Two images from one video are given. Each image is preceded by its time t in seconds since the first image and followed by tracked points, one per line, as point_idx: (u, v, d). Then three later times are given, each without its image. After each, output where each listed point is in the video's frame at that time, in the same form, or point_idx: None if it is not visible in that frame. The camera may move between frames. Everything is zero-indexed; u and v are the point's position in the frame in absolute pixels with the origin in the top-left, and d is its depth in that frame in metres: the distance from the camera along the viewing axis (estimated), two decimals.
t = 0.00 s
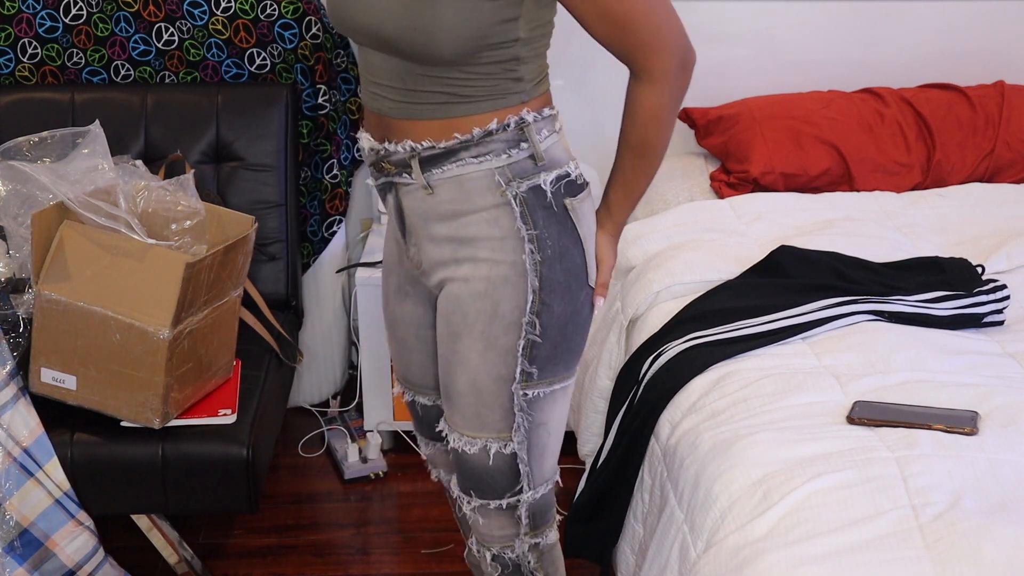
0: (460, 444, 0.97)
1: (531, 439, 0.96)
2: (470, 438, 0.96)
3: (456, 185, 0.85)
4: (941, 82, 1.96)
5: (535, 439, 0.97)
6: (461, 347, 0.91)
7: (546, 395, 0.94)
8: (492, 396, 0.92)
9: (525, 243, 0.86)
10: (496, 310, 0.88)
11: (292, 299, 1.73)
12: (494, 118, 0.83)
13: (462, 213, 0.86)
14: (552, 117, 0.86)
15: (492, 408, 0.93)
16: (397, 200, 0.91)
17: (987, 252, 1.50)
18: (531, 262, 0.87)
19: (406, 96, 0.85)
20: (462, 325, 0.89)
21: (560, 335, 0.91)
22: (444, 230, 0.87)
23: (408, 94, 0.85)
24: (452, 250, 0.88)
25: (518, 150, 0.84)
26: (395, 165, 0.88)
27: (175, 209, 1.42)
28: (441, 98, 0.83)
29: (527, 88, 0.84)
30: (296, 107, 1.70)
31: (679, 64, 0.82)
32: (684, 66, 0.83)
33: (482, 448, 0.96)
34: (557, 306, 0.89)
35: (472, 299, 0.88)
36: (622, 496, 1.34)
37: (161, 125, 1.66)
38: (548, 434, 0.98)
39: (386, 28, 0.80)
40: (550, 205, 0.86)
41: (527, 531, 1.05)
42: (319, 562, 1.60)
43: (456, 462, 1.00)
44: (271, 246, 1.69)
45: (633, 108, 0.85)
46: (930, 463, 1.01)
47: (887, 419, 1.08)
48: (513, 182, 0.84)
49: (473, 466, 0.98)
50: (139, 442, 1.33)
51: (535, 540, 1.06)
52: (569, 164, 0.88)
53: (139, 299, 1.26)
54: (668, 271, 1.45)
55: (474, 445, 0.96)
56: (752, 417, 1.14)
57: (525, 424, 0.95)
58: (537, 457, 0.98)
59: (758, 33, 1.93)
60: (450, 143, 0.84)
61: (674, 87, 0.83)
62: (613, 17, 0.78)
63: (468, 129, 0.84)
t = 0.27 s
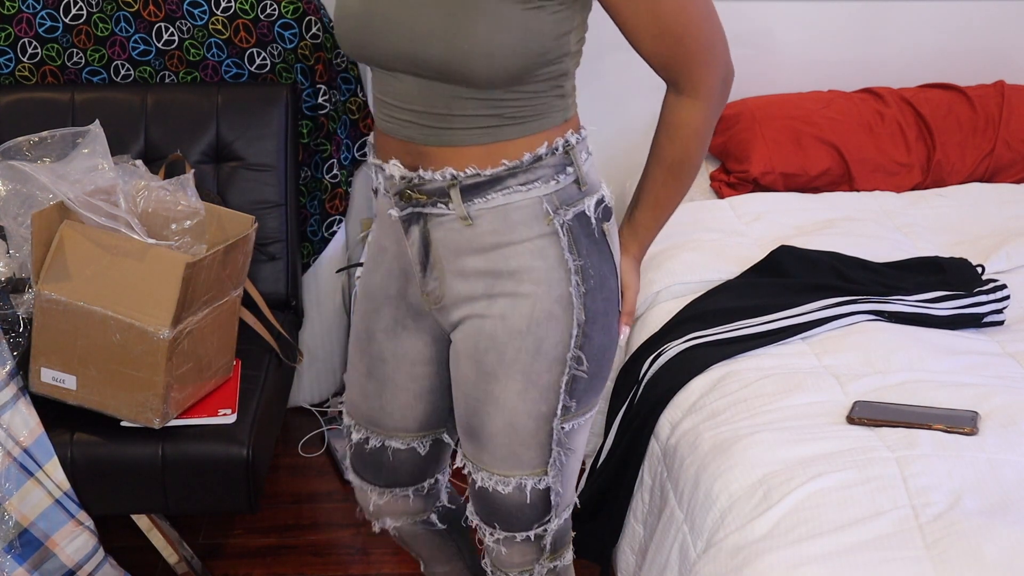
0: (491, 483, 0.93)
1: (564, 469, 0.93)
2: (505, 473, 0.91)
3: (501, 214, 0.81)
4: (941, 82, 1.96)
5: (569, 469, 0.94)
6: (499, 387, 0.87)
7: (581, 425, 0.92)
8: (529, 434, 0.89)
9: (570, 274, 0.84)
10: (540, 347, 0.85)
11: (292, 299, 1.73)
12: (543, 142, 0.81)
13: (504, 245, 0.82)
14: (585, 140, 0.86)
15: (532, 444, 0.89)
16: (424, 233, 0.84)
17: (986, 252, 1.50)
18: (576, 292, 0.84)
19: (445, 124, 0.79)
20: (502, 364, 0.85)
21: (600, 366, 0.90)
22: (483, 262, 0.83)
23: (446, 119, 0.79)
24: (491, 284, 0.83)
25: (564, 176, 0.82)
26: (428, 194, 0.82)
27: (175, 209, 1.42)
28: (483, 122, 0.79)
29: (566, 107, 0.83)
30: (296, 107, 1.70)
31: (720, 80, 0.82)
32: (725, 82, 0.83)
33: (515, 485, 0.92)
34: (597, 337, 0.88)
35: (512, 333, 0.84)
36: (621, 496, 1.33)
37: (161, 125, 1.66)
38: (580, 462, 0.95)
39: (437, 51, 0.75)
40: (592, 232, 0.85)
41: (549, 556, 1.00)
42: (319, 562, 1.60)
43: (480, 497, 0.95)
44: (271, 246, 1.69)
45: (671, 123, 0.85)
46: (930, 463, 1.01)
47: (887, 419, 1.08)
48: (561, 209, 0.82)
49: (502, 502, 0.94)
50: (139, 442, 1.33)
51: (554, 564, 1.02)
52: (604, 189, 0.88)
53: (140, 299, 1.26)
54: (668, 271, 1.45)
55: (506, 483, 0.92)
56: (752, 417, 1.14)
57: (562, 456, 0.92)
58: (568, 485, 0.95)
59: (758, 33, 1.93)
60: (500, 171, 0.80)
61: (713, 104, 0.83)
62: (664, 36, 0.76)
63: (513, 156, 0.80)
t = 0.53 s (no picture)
0: (512, 502, 0.88)
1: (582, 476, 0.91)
2: (528, 491, 0.88)
3: (530, 229, 0.79)
4: (941, 82, 1.96)
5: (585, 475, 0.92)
6: (526, 407, 0.84)
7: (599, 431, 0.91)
8: (555, 450, 0.86)
9: (593, 285, 0.84)
10: (569, 362, 0.84)
11: (292, 299, 1.73)
12: (566, 157, 0.81)
13: (532, 261, 0.80)
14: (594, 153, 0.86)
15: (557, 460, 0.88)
16: (445, 253, 0.80)
17: (986, 252, 1.50)
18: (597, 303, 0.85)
19: (474, 144, 0.76)
20: (530, 384, 0.83)
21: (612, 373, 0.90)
22: (509, 278, 0.80)
23: (472, 138, 0.76)
24: (517, 300, 0.81)
25: (585, 186, 0.83)
26: (455, 212, 0.78)
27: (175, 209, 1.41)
28: (511, 139, 0.77)
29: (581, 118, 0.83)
30: (296, 107, 1.70)
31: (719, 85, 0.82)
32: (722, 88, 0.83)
33: (538, 500, 0.89)
34: (612, 345, 0.88)
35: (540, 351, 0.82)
36: (621, 496, 1.33)
37: (161, 125, 1.66)
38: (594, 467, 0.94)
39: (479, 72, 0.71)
40: (606, 241, 0.86)
41: (558, 565, 0.96)
42: (319, 562, 1.60)
43: (496, 515, 0.91)
44: (271, 246, 1.69)
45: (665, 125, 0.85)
46: (930, 463, 1.01)
47: (887, 419, 1.08)
48: (585, 220, 0.83)
49: (522, 519, 0.90)
50: (139, 442, 1.33)
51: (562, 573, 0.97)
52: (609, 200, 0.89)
53: (140, 299, 1.26)
54: (668, 271, 1.45)
55: (529, 499, 0.88)
56: (752, 417, 1.14)
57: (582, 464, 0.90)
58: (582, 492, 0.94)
59: (759, 33, 1.93)
60: (532, 185, 0.79)
61: (711, 114, 0.84)
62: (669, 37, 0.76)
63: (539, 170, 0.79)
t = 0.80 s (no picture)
0: (511, 528, 0.85)
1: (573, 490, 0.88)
2: (524, 515, 0.84)
3: (518, 255, 0.75)
4: (941, 82, 1.96)
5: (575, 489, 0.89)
6: (523, 436, 0.80)
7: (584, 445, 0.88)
8: (550, 471, 0.83)
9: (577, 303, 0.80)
10: (562, 385, 0.80)
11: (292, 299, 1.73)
12: (544, 175, 0.77)
13: (520, 287, 0.75)
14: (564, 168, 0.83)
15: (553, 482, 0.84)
16: (434, 288, 0.73)
17: (986, 252, 1.50)
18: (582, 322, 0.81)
19: (463, 172, 0.71)
20: (526, 413, 0.79)
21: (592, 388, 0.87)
22: (498, 309, 0.75)
23: (465, 166, 0.71)
24: (505, 330, 0.76)
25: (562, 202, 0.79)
26: (441, 244, 0.72)
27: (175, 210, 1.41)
28: (502, 161, 0.72)
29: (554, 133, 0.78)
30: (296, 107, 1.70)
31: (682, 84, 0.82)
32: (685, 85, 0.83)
33: (535, 522, 0.85)
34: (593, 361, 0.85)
35: (532, 379, 0.78)
36: (623, 495, 1.33)
37: (161, 125, 1.66)
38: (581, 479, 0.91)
39: (473, 97, 0.66)
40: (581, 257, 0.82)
41: None
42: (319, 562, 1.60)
43: (490, 541, 0.87)
44: (271, 246, 1.69)
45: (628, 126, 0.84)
46: (930, 463, 1.01)
47: (887, 419, 1.08)
48: (567, 237, 0.79)
49: (518, 542, 0.86)
50: (139, 442, 1.33)
51: None
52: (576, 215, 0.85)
53: (140, 299, 1.26)
54: (668, 271, 1.45)
55: (527, 522, 0.85)
56: (753, 418, 1.14)
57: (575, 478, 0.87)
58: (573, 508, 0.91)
59: (759, 33, 1.93)
60: (517, 208, 0.74)
61: (673, 118, 0.84)
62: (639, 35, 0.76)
63: (522, 193, 0.75)
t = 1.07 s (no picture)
0: (488, 558, 0.84)
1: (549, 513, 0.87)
2: (500, 545, 0.84)
3: (481, 280, 0.71)
4: (941, 82, 1.96)
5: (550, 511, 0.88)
6: (495, 464, 0.78)
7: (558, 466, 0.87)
8: (524, 494, 0.82)
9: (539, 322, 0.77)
10: (530, 407, 0.77)
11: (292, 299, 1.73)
12: (500, 195, 0.73)
13: (483, 313, 0.72)
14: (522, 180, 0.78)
15: (526, 506, 0.83)
16: (394, 318, 0.69)
17: (987, 252, 1.50)
18: (549, 341, 0.78)
19: (418, 191, 0.67)
20: (497, 440, 0.76)
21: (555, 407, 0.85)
22: (461, 338, 0.71)
23: (422, 184, 0.67)
24: (469, 360, 0.72)
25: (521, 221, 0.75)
26: (401, 272, 0.68)
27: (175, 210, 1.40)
28: (460, 177, 0.69)
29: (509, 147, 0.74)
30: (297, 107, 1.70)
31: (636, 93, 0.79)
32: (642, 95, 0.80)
33: (513, 549, 0.85)
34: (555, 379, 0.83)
35: (499, 407, 0.75)
36: (623, 494, 1.33)
37: (160, 124, 1.66)
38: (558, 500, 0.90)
39: (430, 115, 0.62)
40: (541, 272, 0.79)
41: None
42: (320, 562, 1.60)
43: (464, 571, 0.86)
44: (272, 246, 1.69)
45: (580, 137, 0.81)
46: (930, 463, 1.01)
47: (887, 419, 1.08)
48: (528, 255, 0.75)
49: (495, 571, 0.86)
50: (139, 442, 1.34)
51: None
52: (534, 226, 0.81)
53: (140, 299, 1.26)
54: (668, 271, 1.45)
55: (505, 551, 0.84)
56: (752, 418, 1.14)
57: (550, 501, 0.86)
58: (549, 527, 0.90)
59: (759, 33, 1.93)
60: (478, 232, 0.70)
61: (627, 127, 0.81)
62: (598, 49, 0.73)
63: (482, 215, 0.71)
